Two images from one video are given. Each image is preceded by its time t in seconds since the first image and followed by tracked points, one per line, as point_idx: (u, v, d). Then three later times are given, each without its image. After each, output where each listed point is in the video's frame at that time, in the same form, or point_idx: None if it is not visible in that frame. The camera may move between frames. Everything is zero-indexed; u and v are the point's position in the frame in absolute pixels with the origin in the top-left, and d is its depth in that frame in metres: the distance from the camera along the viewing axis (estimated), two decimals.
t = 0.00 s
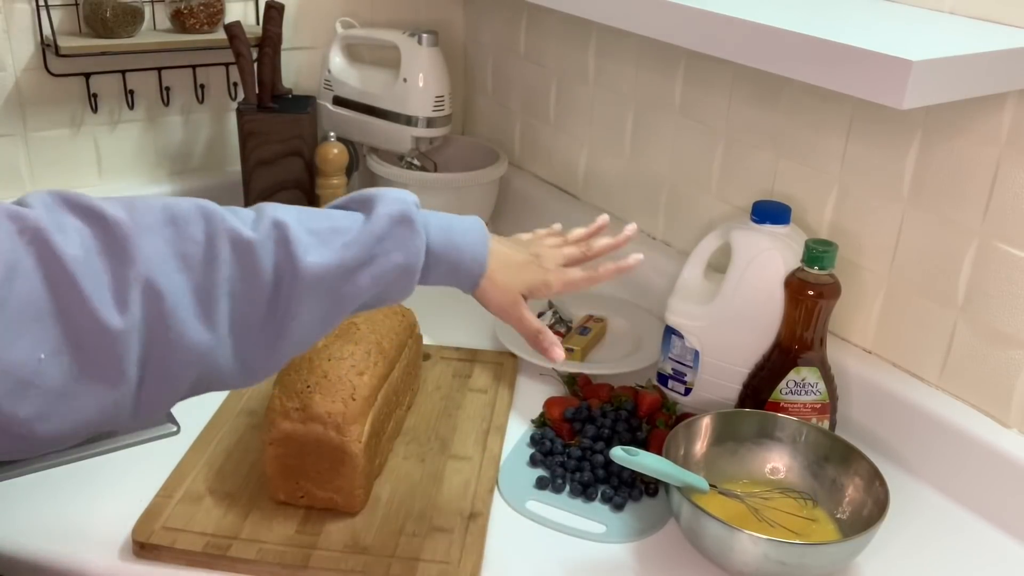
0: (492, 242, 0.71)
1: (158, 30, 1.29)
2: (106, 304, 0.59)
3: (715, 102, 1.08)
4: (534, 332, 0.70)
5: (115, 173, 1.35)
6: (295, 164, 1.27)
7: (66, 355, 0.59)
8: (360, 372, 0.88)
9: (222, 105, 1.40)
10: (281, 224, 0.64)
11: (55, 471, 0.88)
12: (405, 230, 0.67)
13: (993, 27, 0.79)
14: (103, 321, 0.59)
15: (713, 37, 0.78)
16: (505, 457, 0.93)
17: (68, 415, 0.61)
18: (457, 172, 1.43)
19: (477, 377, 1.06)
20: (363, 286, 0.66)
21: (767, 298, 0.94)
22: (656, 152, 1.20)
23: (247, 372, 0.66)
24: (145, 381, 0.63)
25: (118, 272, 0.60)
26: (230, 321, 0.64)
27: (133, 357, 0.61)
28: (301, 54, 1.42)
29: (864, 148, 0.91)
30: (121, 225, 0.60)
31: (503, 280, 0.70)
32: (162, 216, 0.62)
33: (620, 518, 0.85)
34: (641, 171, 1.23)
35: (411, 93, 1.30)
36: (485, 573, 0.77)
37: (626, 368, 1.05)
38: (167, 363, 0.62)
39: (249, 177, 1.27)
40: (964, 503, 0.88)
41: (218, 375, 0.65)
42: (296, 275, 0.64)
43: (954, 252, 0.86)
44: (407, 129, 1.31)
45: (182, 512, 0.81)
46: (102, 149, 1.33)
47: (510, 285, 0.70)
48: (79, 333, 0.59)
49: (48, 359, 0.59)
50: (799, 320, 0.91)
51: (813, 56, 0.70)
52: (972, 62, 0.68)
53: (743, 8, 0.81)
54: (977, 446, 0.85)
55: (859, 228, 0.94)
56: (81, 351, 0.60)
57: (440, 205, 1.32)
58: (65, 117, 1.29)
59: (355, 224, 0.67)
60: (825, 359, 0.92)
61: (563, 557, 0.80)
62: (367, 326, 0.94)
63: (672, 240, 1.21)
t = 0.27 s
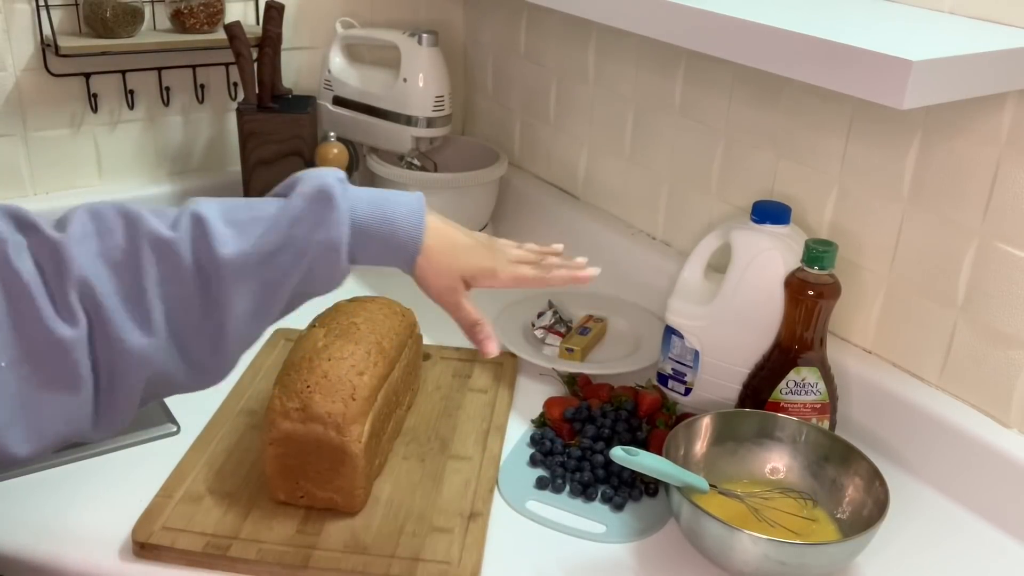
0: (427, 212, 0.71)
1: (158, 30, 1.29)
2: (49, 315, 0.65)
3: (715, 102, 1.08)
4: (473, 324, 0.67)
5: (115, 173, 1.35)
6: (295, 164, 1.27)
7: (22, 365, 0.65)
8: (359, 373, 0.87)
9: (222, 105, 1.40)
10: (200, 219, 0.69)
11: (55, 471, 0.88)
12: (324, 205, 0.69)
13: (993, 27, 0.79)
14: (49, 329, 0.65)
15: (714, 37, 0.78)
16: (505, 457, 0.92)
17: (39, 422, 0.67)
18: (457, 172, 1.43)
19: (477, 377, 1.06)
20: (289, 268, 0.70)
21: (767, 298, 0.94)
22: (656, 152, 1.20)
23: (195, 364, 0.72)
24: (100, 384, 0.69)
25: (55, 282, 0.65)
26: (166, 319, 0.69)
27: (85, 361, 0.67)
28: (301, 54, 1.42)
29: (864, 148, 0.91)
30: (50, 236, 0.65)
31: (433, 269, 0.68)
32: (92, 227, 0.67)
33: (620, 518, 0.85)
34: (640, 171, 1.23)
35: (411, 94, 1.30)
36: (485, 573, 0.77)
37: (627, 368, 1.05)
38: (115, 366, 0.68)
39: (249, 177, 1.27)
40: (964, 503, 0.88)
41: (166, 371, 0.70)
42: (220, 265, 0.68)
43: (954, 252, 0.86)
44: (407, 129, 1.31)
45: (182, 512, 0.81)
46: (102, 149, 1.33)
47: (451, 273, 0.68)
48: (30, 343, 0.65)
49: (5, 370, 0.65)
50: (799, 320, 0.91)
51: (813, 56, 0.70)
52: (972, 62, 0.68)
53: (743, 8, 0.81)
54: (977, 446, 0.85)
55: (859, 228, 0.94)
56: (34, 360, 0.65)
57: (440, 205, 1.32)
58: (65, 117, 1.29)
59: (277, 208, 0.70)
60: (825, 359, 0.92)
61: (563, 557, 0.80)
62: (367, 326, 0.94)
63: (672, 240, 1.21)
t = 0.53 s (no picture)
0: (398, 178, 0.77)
1: (158, 30, 1.29)
2: (50, 298, 0.66)
3: (715, 102, 1.08)
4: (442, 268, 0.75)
5: (115, 173, 1.35)
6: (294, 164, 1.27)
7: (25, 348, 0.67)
8: (360, 373, 0.87)
9: (222, 105, 1.40)
10: (195, 199, 0.71)
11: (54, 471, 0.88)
12: (315, 180, 0.73)
13: (993, 27, 0.79)
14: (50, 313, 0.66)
15: (713, 37, 0.78)
16: (505, 457, 0.93)
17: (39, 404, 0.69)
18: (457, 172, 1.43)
19: (477, 377, 1.06)
20: (278, 238, 0.73)
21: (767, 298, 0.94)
22: (655, 153, 1.20)
23: (190, 339, 0.74)
24: (99, 365, 0.71)
25: (54, 266, 0.67)
26: (163, 296, 0.71)
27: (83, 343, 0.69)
28: (301, 54, 1.42)
29: (864, 149, 0.91)
30: (45, 225, 0.67)
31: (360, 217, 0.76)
32: (85, 212, 0.69)
33: (620, 518, 0.84)
34: (640, 171, 1.24)
35: (411, 94, 1.30)
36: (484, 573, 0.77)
37: (627, 368, 1.05)
38: (118, 344, 0.70)
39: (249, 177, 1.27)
40: (964, 503, 0.88)
41: (166, 347, 0.73)
42: (212, 242, 0.70)
43: (954, 252, 0.86)
44: (407, 129, 1.31)
45: (182, 512, 0.81)
46: (102, 149, 1.33)
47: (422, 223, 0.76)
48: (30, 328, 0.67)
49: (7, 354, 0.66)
50: (799, 320, 0.91)
51: (813, 56, 0.70)
52: (972, 62, 0.68)
53: (743, 8, 0.81)
54: (978, 446, 0.85)
55: (859, 228, 0.94)
56: (35, 344, 0.67)
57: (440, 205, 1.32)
58: (65, 117, 1.29)
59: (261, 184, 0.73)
60: (825, 359, 0.92)
61: (563, 557, 0.80)
62: (368, 326, 0.94)
63: (672, 240, 1.21)
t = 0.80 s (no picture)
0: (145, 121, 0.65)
1: (157, 30, 1.28)
2: None
3: (715, 102, 1.08)
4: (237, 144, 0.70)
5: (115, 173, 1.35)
6: (295, 164, 1.27)
7: None
8: (359, 373, 0.87)
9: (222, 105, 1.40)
10: (24, 185, 0.61)
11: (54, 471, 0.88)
12: (153, 125, 0.64)
13: (993, 27, 0.79)
14: None
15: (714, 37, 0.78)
16: (505, 457, 0.93)
17: None
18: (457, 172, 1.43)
19: (477, 377, 1.06)
20: (77, 234, 0.60)
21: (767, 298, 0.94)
22: (655, 153, 1.20)
23: (107, 389, 0.64)
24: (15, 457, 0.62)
25: None
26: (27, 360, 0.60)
27: None
28: (301, 54, 1.42)
29: (864, 149, 0.91)
30: None
31: (181, 126, 0.66)
32: None
33: (620, 518, 0.85)
34: (640, 171, 1.24)
35: (411, 94, 1.30)
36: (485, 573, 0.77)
37: (627, 368, 1.05)
38: (13, 400, 0.61)
39: (249, 177, 1.27)
40: (964, 503, 0.88)
41: (82, 407, 0.63)
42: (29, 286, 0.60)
43: (954, 252, 0.86)
44: (407, 129, 1.31)
45: (182, 512, 0.81)
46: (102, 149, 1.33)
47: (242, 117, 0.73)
48: None
49: None
50: (799, 321, 0.91)
51: (814, 57, 0.70)
52: (972, 63, 0.68)
53: (743, 8, 0.81)
54: (978, 446, 0.85)
55: (859, 228, 0.94)
56: None
57: (441, 205, 1.32)
58: (65, 117, 1.29)
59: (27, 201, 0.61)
60: (825, 359, 0.92)
61: (563, 557, 0.80)
62: (367, 326, 0.94)
63: (672, 240, 1.21)
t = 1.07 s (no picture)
0: None
1: (157, 30, 1.28)
2: None
3: (715, 102, 1.08)
4: None
5: (115, 173, 1.35)
6: (295, 164, 1.27)
7: None
8: (359, 373, 0.87)
9: (222, 105, 1.40)
10: None
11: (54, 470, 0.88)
12: None
13: (993, 27, 0.79)
14: None
15: (714, 37, 0.78)
16: (505, 457, 0.93)
17: None
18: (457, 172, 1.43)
19: (477, 377, 1.06)
20: None
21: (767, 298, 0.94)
22: (655, 153, 1.20)
23: None
24: None
25: None
26: None
27: None
28: (301, 54, 1.42)
29: (864, 149, 0.91)
30: None
31: None
32: None
33: (620, 518, 0.85)
34: (640, 171, 1.24)
35: (411, 94, 1.30)
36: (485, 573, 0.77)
37: (627, 368, 1.05)
38: None
39: (249, 177, 1.27)
40: (964, 503, 0.88)
41: None
42: None
43: (954, 252, 0.86)
44: (407, 129, 1.31)
45: (182, 512, 0.81)
46: (102, 149, 1.33)
47: None
48: None
49: None
50: (799, 321, 0.91)
51: (814, 57, 0.70)
52: (972, 63, 0.68)
53: (743, 8, 0.81)
54: (978, 446, 0.85)
55: (859, 228, 0.94)
56: None
57: (441, 206, 1.32)
58: (65, 117, 1.29)
59: None
60: (825, 359, 0.92)
61: (563, 557, 0.80)
62: (367, 326, 0.93)
63: (672, 240, 1.21)
